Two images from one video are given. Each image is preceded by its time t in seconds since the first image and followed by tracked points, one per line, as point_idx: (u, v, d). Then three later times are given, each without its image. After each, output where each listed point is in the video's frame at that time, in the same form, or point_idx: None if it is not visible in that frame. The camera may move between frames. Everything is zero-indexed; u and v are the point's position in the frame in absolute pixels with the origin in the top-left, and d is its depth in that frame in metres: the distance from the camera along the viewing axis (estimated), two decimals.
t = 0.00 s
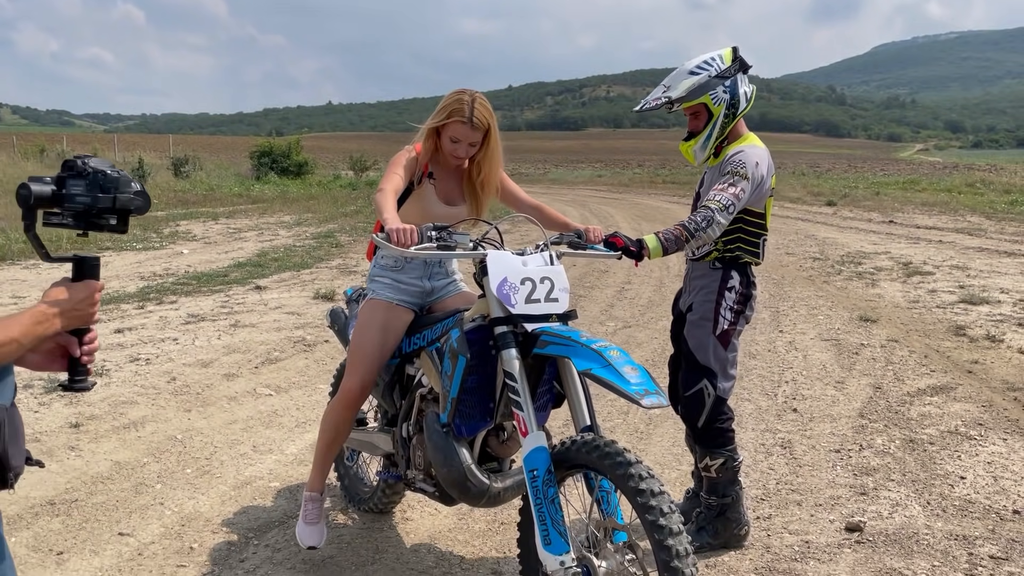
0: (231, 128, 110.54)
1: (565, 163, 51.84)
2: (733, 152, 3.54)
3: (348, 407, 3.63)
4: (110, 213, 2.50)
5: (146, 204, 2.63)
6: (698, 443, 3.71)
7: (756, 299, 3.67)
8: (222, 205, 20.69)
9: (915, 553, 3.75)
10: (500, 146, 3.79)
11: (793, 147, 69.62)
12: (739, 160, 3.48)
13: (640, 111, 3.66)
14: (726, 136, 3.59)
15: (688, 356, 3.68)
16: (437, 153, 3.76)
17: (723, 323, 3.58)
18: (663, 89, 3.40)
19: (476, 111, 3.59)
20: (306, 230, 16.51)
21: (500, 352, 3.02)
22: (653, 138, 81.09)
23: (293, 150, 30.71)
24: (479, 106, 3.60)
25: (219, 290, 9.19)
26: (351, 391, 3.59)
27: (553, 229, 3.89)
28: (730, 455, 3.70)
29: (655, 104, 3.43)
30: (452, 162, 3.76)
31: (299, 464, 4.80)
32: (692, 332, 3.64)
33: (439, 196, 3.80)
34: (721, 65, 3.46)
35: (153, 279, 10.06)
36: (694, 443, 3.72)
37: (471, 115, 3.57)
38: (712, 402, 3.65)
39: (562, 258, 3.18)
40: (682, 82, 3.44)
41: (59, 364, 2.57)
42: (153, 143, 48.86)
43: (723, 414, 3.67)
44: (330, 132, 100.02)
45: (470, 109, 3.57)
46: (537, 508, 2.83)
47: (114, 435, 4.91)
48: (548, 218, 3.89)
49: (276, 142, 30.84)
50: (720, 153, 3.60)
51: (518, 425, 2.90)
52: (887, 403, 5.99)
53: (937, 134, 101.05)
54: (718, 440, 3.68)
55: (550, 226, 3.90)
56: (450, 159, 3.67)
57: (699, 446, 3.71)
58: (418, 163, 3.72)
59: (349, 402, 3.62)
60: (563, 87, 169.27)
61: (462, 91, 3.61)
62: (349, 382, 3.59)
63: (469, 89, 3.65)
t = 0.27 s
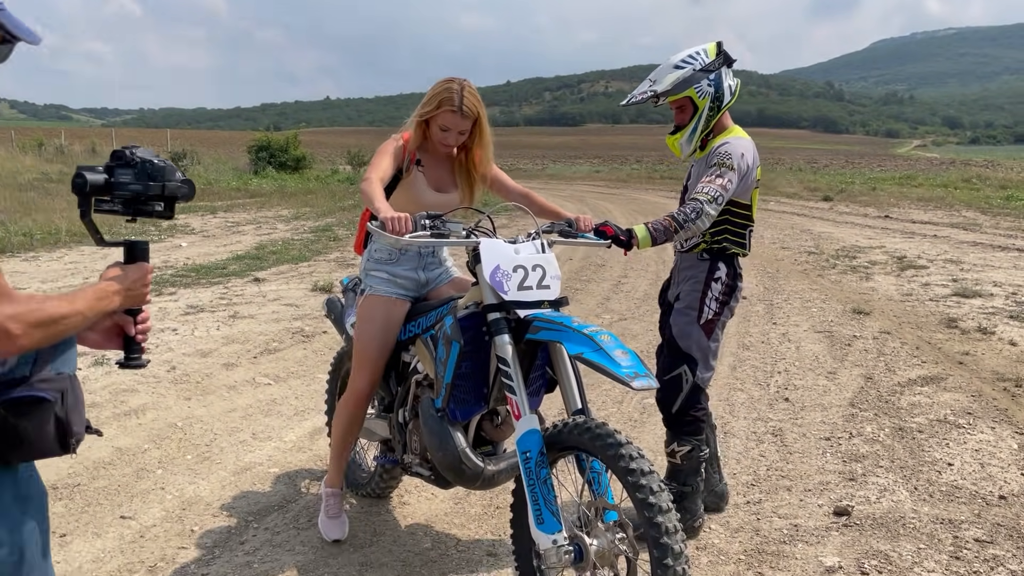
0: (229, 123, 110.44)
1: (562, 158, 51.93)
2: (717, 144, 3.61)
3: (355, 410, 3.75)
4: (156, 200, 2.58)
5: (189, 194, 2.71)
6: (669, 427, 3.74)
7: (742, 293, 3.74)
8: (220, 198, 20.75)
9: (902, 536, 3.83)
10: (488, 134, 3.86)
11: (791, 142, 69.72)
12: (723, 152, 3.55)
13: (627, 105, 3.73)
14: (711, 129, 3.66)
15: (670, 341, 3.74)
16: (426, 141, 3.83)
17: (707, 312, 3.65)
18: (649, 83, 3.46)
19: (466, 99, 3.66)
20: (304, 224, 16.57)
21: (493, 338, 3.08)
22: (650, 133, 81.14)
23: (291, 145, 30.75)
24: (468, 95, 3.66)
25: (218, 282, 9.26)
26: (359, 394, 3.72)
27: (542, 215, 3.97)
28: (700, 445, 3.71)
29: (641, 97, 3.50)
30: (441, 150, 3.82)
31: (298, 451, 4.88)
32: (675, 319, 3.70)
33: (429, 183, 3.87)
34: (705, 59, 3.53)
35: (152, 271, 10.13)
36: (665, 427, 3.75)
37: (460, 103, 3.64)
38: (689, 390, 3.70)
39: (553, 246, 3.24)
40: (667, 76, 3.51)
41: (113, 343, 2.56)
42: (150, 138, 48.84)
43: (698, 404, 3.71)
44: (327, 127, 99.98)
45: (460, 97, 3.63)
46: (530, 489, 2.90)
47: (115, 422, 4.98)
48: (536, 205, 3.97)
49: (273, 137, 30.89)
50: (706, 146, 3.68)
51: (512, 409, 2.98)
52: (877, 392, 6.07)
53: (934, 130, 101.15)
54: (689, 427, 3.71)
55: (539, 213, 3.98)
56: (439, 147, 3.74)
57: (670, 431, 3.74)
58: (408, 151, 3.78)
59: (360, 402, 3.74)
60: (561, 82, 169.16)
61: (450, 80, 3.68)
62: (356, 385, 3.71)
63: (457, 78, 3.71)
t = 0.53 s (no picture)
0: (231, 117, 110.40)
1: (564, 153, 51.90)
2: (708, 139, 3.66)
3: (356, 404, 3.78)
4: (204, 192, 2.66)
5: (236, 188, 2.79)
6: (655, 424, 3.80)
7: (727, 287, 3.79)
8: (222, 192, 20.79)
9: (895, 527, 3.88)
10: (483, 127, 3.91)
11: (793, 138, 69.65)
12: (713, 147, 3.61)
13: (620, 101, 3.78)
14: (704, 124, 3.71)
15: (654, 340, 3.82)
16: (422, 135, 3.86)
17: (689, 308, 3.71)
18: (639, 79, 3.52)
19: (466, 95, 3.70)
20: (307, 218, 16.61)
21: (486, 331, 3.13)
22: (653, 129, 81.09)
23: (293, 139, 30.79)
24: (467, 90, 3.70)
25: (220, 275, 9.31)
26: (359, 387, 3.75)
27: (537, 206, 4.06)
28: (683, 440, 3.78)
29: (633, 93, 3.56)
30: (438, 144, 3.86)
31: (300, 441, 4.93)
32: (659, 317, 3.78)
33: (425, 177, 3.91)
34: (697, 55, 3.58)
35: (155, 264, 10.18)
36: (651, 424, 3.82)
37: (461, 99, 3.68)
38: (672, 385, 3.77)
39: (545, 238, 3.29)
40: (659, 72, 3.57)
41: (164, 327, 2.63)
42: (152, 132, 48.88)
43: (683, 400, 3.77)
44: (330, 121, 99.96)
45: (460, 93, 3.67)
46: (523, 480, 2.95)
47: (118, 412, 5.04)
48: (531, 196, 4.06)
49: (275, 130, 30.92)
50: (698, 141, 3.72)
51: (505, 401, 3.03)
52: (874, 387, 6.12)
53: (937, 127, 101.02)
54: (674, 423, 3.78)
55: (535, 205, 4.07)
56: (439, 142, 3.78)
57: (655, 427, 3.81)
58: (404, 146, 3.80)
59: (361, 395, 3.77)
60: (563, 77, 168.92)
61: (448, 74, 3.70)
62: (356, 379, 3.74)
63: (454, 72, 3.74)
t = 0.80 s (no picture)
0: (237, 112, 110.51)
1: (570, 150, 51.83)
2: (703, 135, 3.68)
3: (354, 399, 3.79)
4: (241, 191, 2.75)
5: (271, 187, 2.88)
6: (654, 423, 3.81)
7: (722, 284, 3.80)
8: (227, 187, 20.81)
9: (895, 526, 3.88)
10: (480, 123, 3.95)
11: (800, 137, 69.49)
12: (707, 143, 3.62)
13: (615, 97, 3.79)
14: (699, 120, 3.73)
15: (651, 338, 3.82)
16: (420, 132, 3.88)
17: (685, 306, 3.72)
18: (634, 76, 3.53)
19: (466, 93, 3.73)
20: (311, 214, 16.62)
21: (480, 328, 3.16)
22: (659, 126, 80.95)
23: (299, 135, 30.81)
24: (467, 88, 3.73)
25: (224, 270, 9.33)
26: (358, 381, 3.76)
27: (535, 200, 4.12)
28: (682, 438, 3.79)
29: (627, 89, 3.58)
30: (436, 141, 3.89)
31: (301, 436, 4.94)
32: (656, 315, 3.78)
33: (424, 173, 3.93)
34: (692, 50, 3.59)
35: (159, 259, 10.20)
36: (650, 423, 3.82)
37: (461, 97, 3.71)
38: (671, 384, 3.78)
39: (539, 235, 3.30)
40: (654, 68, 3.58)
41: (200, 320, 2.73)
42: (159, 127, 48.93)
43: (682, 398, 3.78)
44: (335, 118, 100.02)
45: (461, 92, 3.70)
46: (518, 477, 2.98)
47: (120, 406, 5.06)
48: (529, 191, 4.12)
49: (280, 126, 30.96)
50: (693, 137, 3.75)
51: (499, 398, 3.06)
52: (877, 385, 6.11)
53: (945, 126, 100.68)
54: (673, 422, 3.79)
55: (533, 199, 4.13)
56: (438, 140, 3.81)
57: (654, 426, 3.82)
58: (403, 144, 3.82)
59: (359, 390, 3.78)
60: (569, 74, 168.73)
61: (447, 71, 3.72)
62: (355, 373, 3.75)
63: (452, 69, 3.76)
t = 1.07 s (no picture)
0: (248, 109, 110.78)
1: (579, 149, 51.74)
2: (700, 137, 3.68)
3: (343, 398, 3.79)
4: (262, 195, 2.83)
5: (291, 190, 2.96)
6: (651, 427, 3.78)
7: (720, 288, 3.77)
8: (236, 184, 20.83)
9: (894, 534, 3.84)
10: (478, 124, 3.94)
11: (811, 137, 69.19)
12: (705, 145, 3.62)
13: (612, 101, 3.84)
14: (696, 123, 3.75)
15: (648, 342, 3.80)
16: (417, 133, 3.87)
17: (682, 310, 3.69)
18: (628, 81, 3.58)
19: (463, 94, 3.72)
20: (319, 212, 16.62)
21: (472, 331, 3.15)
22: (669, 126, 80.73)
23: (308, 132, 30.82)
24: (464, 89, 3.72)
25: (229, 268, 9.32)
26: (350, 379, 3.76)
27: (534, 202, 4.11)
28: (679, 443, 3.76)
29: (622, 95, 3.63)
30: (433, 142, 3.88)
31: (300, 436, 4.93)
32: (653, 318, 3.75)
33: (421, 174, 3.92)
34: (687, 53, 3.62)
35: (165, 256, 10.21)
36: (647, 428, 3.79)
37: (458, 98, 3.70)
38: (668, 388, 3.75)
39: (533, 238, 3.29)
40: (649, 71, 3.62)
41: (218, 318, 2.76)
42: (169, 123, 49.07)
43: (679, 402, 3.75)
44: (346, 115, 100.18)
45: (458, 92, 3.69)
46: (509, 483, 2.98)
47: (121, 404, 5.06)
48: (527, 192, 4.10)
49: (290, 123, 31.02)
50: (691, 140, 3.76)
51: (491, 403, 3.06)
52: (881, 390, 6.06)
53: (957, 127, 100.07)
54: (670, 426, 3.76)
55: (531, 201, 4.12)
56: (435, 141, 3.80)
57: (651, 430, 3.79)
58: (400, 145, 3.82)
59: (352, 388, 3.78)
60: (580, 73, 168.52)
61: (443, 72, 3.71)
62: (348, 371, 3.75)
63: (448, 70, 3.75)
